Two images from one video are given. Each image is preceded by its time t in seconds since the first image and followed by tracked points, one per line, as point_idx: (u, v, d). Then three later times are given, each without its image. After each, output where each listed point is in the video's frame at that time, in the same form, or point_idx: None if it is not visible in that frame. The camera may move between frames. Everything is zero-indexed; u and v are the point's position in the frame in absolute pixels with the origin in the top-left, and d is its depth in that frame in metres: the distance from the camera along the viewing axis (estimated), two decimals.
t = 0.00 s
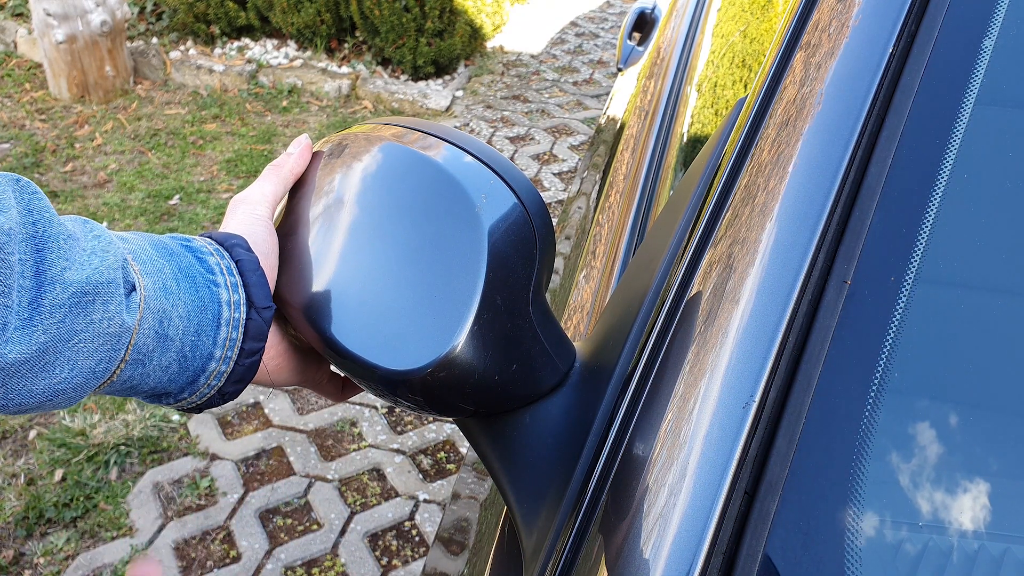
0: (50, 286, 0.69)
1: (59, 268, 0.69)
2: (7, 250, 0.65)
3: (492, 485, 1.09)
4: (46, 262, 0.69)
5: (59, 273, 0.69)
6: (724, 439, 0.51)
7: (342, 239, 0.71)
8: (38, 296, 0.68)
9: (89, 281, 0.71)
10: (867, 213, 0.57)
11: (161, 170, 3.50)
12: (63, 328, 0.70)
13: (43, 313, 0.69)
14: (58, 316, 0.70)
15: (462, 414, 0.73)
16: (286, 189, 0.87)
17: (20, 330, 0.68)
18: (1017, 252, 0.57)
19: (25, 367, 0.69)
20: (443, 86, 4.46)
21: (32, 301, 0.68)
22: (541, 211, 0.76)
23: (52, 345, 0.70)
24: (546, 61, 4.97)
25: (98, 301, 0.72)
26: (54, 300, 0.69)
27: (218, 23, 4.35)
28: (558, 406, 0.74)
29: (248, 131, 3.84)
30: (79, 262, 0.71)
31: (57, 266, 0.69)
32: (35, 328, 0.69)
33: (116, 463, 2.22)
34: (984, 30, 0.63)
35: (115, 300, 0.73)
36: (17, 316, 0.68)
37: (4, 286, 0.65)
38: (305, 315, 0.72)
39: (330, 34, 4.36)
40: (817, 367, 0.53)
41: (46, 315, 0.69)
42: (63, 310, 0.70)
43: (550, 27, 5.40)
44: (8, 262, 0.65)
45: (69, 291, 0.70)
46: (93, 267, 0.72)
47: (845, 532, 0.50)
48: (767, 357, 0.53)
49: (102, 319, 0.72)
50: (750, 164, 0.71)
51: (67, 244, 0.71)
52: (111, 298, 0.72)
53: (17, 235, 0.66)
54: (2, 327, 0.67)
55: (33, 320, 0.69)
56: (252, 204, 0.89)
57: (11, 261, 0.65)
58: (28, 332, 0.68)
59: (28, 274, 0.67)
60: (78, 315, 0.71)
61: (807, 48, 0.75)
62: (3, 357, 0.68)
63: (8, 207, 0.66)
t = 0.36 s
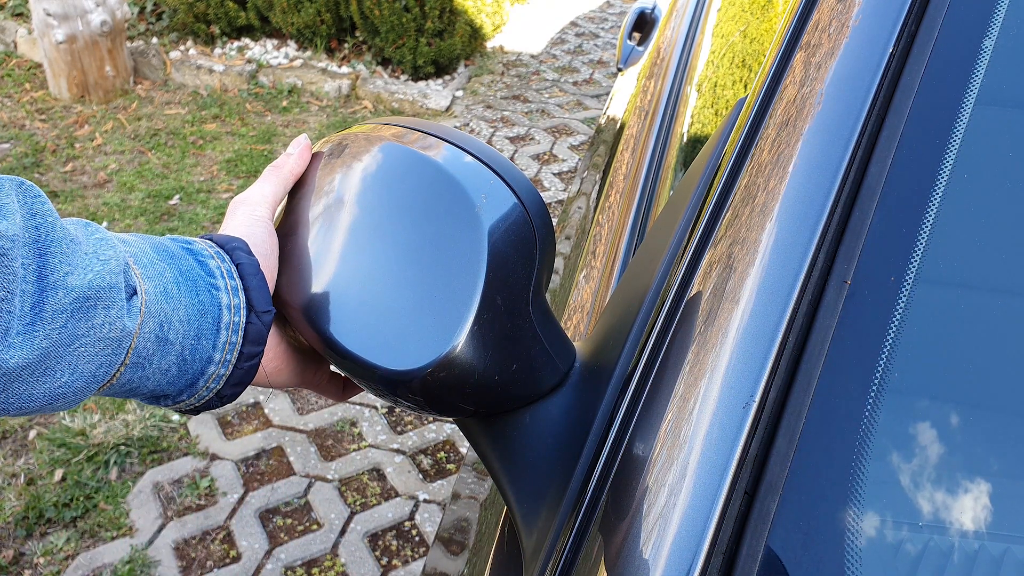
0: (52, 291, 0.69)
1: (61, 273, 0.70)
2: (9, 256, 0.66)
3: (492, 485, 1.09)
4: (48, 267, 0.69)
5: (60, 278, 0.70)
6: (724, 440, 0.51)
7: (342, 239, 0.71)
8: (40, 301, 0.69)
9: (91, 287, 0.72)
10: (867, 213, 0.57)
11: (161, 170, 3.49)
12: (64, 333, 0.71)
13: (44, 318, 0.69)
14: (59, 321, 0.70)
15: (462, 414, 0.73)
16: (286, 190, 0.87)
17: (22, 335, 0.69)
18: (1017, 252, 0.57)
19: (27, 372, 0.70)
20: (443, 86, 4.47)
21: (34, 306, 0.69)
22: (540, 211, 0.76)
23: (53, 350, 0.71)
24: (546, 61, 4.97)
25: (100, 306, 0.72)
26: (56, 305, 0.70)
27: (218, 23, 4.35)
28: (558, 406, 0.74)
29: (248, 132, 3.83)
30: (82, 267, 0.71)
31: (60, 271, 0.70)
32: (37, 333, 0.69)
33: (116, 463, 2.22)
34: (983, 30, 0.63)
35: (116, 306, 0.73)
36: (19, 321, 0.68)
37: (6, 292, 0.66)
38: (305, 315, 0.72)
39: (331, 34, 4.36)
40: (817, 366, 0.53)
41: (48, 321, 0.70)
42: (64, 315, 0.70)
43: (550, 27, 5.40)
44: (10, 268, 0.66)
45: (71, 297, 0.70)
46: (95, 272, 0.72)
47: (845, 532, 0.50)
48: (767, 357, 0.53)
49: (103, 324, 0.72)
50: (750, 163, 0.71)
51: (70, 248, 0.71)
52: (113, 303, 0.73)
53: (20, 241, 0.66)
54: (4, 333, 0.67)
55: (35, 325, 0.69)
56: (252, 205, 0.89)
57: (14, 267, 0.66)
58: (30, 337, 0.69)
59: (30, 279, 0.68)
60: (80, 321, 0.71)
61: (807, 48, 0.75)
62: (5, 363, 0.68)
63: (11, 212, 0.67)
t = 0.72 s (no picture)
0: (53, 293, 0.69)
1: (62, 275, 0.69)
2: (9, 258, 0.65)
3: (492, 485, 1.09)
4: (49, 269, 0.69)
5: (61, 279, 0.69)
6: (723, 441, 0.51)
7: (342, 239, 0.71)
8: (40, 303, 0.69)
9: (92, 288, 0.71)
10: (867, 212, 0.57)
11: (161, 170, 3.49)
12: (65, 335, 0.71)
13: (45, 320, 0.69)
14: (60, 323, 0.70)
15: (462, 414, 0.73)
16: (286, 191, 0.87)
17: (22, 337, 0.68)
18: (1017, 252, 0.57)
19: (27, 374, 0.70)
20: (443, 86, 4.47)
21: (34, 307, 0.68)
22: (541, 211, 0.76)
23: (54, 352, 0.71)
24: (546, 61, 4.97)
25: (100, 308, 0.72)
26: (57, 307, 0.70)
27: (218, 23, 4.35)
28: (559, 405, 0.74)
29: (249, 131, 3.83)
30: (82, 268, 0.71)
31: (60, 273, 0.69)
32: (37, 334, 0.69)
33: (116, 463, 2.22)
34: (983, 31, 0.63)
35: (116, 307, 0.73)
36: (19, 323, 0.68)
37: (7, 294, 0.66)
38: (305, 315, 0.72)
39: (330, 34, 4.36)
40: (817, 366, 0.53)
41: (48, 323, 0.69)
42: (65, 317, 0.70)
43: (550, 27, 5.40)
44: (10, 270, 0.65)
45: (72, 298, 0.70)
46: (96, 274, 0.72)
47: (845, 531, 0.50)
48: (767, 357, 0.53)
49: (104, 326, 0.72)
50: (750, 163, 0.71)
51: (70, 249, 0.71)
52: (113, 304, 0.73)
53: (21, 242, 0.66)
54: (5, 334, 0.67)
55: (35, 327, 0.69)
56: (252, 205, 0.89)
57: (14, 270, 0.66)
58: (30, 339, 0.69)
59: (30, 281, 0.68)
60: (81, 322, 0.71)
61: (807, 48, 0.75)
62: (6, 364, 0.68)
63: (12, 214, 0.66)
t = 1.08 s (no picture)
0: (51, 294, 0.69)
1: (60, 276, 0.69)
2: (8, 261, 0.65)
3: (492, 485, 1.09)
4: (48, 271, 0.69)
5: (60, 281, 0.69)
6: (723, 441, 0.51)
7: (342, 240, 0.71)
8: (39, 304, 0.69)
9: (91, 291, 0.71)
10: (867, 213, 0.57)
11: (161, 170, 3.49)
12: (63, 336, 0.71)
13: (44, 321, 0.69)
14: (58, 325, 0.70)
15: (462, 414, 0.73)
16: (286, 191, 0.87)
17: (21, 339, 0.68)
18: (1018, 253, 0.57)
19: (26, 376, 0.70)
20: (443, 86, 4.46)
21: (33, 309, 0.68)
22: (540, 211, 0.76)
23: (52, 353, 0.70)
24: (546, 61, 4.97)
25: (99, 310, 0.72)
26: (55, 309, 0.69)
27: (218, 23, 4.35)
28: (559, 405, 0.74)
29: (249, 131, 3.83)
30: (81, 271, 0.71)
31: (59, 274, 0.69)
32: (36, 337, 0.69)
33: (116, 463, 2.22)
34: (983, 31, 0.63)
35: (115, 308, 0.73)
36: (18, 324, 0.68)
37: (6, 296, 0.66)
38: (305, 316, 0.72)
39: (331, 34, 4.36)
40: (817, 366, 0.53)
41: (47, 324, 0.69)
42: (64, 319, 0.70)
43: (550, 27, 5.40)
44: (9, 271, 0.65)
45: (71, 300, 0.70)
46: (95, 275, 0.72)
47: (845, 531, 0.50)
48: (767, 357, 0.53)
49: (103, 328, 0.73)
50: (750, 163, 0.71)
51: (69, 251, 0.71)
52: (112, 306, 0.73)
53: (19, 244, 0.66)
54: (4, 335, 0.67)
55: (34, 328, 0.69)
56: (252, 206, 0.89)
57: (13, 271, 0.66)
58: (29, 340, 0.69)
59: (29, 283, 0.68)
60: (79, 324, 0.71)
61: (807, 48, 0.75)
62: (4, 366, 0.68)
63: (10, 215, 0.66)
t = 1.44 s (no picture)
0: (51, 294, 0.69)
1: (60, 276, 0.69)
2: (7, 260, 0.65)
3: (492, 485, 1.09)
4: (47, 271, 0.69)
5: (59, 281, 0.69)
6: (724, 440, 0.51)
7: (342, 240, 0.71)
8: (38, 304, 0.69)
9: (90, 291, 0.71)
10: (867, 213, 0.57)
11: (161, 170, 3.49)
12: (62, 336, 0.71)
13: (43, 321, 0.69)
14: (58, 325, 0.70)
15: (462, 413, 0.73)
16: (286, 191, 0.87)
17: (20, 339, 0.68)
18: (1018, 253, 0.57)
19: (24, 376, 0.70)
20: (443, 86, 4.46)
21: (32, 309, 0.68)
22: (541, 211, 0.76)
23: (50, 354, 0.70)
24: (546, 61, 4.97)
25: (98, 310, 0.72)
26: (54, 309, 0.69)
27: (218, 23, 4.35)
28: (559, 405, 0.74)
29: (249, 131, 3.83)
30: (80, 271, 0.71)
31: (59, 274, 0.69)
32: (35, 336, 0.69)
33: (116, 463, 2.22)
34: (983, 30, 0.63)
35: (114, 308, 0.73)
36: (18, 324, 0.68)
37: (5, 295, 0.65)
38: (305, 316, 0.72)
39: (331, 34, 4.36)
40: (817, 366, 0.53)
41: (46, 324, 0.69)
42: (63, 319, 0.70)
43: (550, 27, 5.40)
44: (8, 270, 0.65)
45: (70, 300, 0.70)
46: (94, 276, 0.72)
47: (846, 530, 0.50)
48: (767, 357, 0.53)
49: (102, 328, 0.73)
50: (750, 163, 0.71)
51: (68, 252, 0.71)
52: (111, 306, 0.73)
53: (18, 243, 0.66)
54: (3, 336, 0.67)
55: (33, 328, 0.69)
56: (252, 207, 0.89)
57: (12, 271, 0.66)
58: (28, 340, 0.68)
59: (28, 282, 0.68)
60: (78, 324, 0.71)
61: (807, 48, 0.75)
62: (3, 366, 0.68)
63: (10, 215, 0.66)
